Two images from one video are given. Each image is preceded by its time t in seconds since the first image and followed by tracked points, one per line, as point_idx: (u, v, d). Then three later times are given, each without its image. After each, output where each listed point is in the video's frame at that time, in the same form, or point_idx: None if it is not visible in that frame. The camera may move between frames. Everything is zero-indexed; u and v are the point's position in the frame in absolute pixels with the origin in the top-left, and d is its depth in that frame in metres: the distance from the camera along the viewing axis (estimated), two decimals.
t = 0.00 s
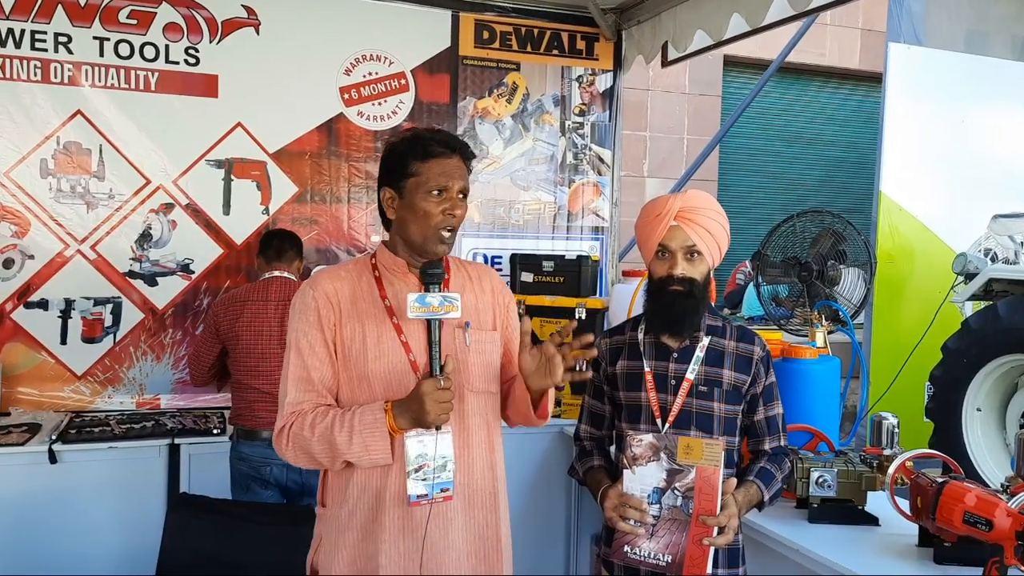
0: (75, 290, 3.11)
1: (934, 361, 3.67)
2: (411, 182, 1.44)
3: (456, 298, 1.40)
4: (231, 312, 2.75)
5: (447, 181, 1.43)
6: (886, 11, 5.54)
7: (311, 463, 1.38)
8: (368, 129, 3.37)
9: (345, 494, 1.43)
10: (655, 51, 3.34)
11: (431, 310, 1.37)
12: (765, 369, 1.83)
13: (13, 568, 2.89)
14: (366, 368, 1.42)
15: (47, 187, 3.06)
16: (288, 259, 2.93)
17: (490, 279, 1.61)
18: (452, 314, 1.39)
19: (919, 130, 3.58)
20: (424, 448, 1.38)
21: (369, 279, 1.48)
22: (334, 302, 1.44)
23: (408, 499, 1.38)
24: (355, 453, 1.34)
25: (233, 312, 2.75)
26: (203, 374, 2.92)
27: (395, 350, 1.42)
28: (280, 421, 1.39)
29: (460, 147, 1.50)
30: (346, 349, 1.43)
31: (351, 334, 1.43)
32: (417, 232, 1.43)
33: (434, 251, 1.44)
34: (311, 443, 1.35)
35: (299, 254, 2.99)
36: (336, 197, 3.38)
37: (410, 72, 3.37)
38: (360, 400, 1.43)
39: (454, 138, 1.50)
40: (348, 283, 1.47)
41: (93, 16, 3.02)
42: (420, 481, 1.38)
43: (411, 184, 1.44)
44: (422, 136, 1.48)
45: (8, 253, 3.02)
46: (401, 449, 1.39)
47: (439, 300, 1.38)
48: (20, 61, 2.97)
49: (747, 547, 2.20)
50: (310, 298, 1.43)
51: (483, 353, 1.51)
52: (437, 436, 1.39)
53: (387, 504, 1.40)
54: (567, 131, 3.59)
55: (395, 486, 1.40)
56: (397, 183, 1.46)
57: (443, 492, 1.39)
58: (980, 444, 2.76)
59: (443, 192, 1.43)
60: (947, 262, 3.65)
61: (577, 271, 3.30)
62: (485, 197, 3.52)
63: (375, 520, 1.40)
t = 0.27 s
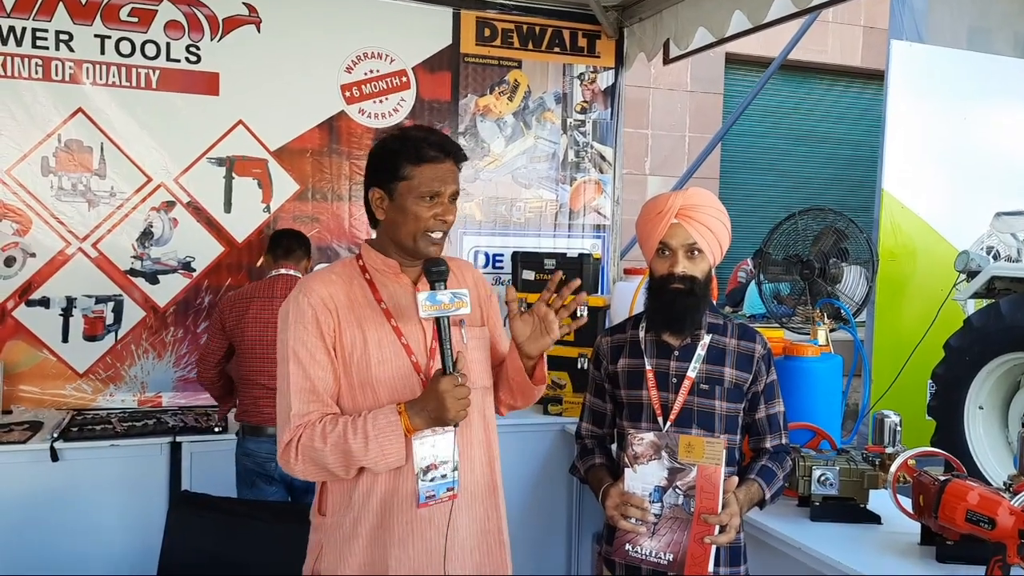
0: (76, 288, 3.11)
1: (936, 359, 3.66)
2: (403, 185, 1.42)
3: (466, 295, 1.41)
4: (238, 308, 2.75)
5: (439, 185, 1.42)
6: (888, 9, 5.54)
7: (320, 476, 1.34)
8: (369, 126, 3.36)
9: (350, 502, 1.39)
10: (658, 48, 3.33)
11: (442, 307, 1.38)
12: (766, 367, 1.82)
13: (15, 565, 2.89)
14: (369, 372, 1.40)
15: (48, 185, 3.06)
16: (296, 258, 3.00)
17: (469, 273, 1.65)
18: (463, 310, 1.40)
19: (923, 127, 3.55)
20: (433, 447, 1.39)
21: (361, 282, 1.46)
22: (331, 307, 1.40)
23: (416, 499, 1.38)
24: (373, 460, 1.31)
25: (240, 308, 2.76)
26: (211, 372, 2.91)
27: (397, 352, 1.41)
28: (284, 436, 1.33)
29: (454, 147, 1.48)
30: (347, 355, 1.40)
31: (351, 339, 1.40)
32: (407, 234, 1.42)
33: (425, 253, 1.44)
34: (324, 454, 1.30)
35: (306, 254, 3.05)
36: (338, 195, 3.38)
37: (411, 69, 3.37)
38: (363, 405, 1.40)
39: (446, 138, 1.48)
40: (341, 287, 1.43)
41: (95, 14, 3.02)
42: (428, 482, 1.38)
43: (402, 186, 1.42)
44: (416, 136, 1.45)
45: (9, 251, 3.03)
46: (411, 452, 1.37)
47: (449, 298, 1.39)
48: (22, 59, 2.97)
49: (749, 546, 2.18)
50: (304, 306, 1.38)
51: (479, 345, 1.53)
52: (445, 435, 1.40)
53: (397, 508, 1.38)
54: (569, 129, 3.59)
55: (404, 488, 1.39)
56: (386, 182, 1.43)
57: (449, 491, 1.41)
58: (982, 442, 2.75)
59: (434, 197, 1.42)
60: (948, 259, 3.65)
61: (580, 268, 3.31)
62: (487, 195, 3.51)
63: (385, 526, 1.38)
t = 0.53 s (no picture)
0: (76, 286, 3.11)
1: (936, 357, 3.66)
2: (382, 178, 1.43)
3: (456, 293, 1.42)
4: (242, 305, 2.76)
5: (413, 180, 1.41)
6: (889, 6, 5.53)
7: (315, 477, 1.33)
8: (369, 124, 3.36)
9: (345, 506, 1.37)
10: (658, 45, 3.33)
11: (433, 305, 1.39)
12: (766, 364, 1.82)
13: (15, 563, 2.90)
14: (365, 372, 1.39)
15: (48, 182, 3.06)
16: (301, 257, 3.02)
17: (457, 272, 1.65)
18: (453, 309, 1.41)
19: (923, 125, 3.55)
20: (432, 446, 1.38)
21: (356, 282, 1.44)
22: (326, 308, 1.38)
23: (416, 499, 1.37)
24: (368, 462, 1.30)
25: (244, 305, 2.76)
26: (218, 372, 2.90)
27: (392, 352, 1.41)
28: (279, 439, 1.31)
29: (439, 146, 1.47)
30: (342, 356, 1.38)
31: (347, 341, 1.39)
32: (384, 228, 1.42)
33: (399, 249, 1.42)
34: (318, 457, 1.29)
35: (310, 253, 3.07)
36: (338, 193, 3.38)
37: (411, 67, 3.36)
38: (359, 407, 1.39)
39: (431, 135, 1.47)
40: (336, 288, 1.42)
41: (94, 11, 3.02)
42: (427, 482, 1.37)
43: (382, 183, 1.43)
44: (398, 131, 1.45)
45: (9, 249, 3.02)
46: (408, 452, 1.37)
47: (440, 297, 1.40)
48: (21, 56, 2.97)
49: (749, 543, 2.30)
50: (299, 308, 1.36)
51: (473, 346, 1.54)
52: (442, 435, 1.40)
53: (395, 510, 1.36)
54: (569, 126, 3.58)
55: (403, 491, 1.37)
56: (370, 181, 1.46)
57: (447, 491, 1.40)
58: (982, 440, 2.75)
59: (408, 191, 1.41)
60: (949, 257, 3.65)
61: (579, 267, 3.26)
62: (487, 193, 3.51)
63: (382, 527, 1.37)
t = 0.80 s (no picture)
0: (76, 283, 3.10)
1: (937, 354, 3.66)
2: (364, 179, 1.43)
3: (445, 288, 1.40)
4: (244, 301, 2.86)
5: (392, 172, 1.40)
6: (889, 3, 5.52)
7: (298, 468, 1.33)
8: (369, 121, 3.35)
9: (330, 500, 1.37)
10: (658, 43, 3.32)
11: (422, 301, 1.37)
12: (767, 362, 1.81)
13: (15, 560, 2.90)
14: (354, 366, 1.39)
15: (48, 180, 3.06)
16: (304, 255, 3.02)
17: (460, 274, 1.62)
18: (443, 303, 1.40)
19: (923, 122, 3.55)
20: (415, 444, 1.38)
21: (350, 278, 1.45)
22: (318, 301, 1.39)
23: (399, 498, 1.36)
24: (349, 455, 1.29)
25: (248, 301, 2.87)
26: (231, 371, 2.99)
27: (382, 348, 1.41)
28: (263, 428, 1.32)
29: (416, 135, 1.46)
30: (332, 349, 1.39)
31: (336, 334, 1.39)
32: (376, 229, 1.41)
33: (393, 247, 1.42)
34: (301, 447, 1.29)
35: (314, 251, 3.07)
36: (338, 191, 3.38)
37: (411, 64, 3.36)
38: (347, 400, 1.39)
39: (405, 124, 1.46)
40: (331, 282, 1.42)
41: (94, 8, 3.01)
42: (411, 481, 1.37)
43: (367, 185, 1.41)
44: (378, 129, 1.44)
45: (9, 247, 3.02)
46: (393, 450, 1.37)
47: (428, 292, 1.38)
48: (21, 53, 2.96)
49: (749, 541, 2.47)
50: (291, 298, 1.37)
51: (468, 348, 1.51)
52: (427, 434, 1.39)
53: (380, 507, 1.36)
54: (569, 124, 3.58)
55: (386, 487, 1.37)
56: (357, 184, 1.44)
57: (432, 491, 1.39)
58: (983, 437, 2.75)
59: (390, 184, 1.40)
60: (949, 255, 3.64)
61: (579, 264, 3.27)
62: (487, 190, 3.51)
63: (365, 524, 1.36)
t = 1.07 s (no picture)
0: (77, 281, 3.10)
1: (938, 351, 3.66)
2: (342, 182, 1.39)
3: (414, 280, 1.32)
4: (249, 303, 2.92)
5: (355, 173, 1.34)
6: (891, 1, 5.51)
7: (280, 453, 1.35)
8: (370, 119, 3.35)
9: (313, 488, 1.37)
10: (659, 40, 3.32)
11: (388, 293, 1.31)
12: (769, 360, 1.80)
13: (16, 558, 2.90)
14: (337, 358, 1.37)
15: (48, 177, 3.06)
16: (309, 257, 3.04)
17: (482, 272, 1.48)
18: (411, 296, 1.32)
19: (924, 120, 3.55)
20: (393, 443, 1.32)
21: (349, 273, 1.42)
22: (312, 293, 1.40)
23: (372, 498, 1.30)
24: (320, 442, 1.30)
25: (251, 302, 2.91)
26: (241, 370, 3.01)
27: (367, 342, 1.37)
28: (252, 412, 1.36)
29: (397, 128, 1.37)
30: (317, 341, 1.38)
31: (326, 326, 1.38)
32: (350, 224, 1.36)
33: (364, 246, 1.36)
34: (279, 431, 1.31)
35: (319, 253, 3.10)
36: (339, 188, 3.37)
37: (412, 61, 3.35)
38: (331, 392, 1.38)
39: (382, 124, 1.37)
40: (329, 276, 1.42)
41: (94, 6, 3.01)
42: (385, 480, 1.30)
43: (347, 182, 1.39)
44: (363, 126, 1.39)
45: (10, 244, 3.02)
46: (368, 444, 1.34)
47: (395, 284, 1.31)
48: (21, 51, 2.96)
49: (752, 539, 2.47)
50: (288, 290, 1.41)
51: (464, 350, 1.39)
52: (405, 433, 1.32)
53: (354, 500, 1.34)
54: (570, 121, 3.57)
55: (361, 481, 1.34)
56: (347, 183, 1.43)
57: (410, 493, 1.31)
58: (984, 435, 2.75)
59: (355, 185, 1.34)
60: (951, 252, 3.64)
61: (581, 262, 3.28)
62: (488, 188, 3.51)
63: (341, 516, 1.34)
